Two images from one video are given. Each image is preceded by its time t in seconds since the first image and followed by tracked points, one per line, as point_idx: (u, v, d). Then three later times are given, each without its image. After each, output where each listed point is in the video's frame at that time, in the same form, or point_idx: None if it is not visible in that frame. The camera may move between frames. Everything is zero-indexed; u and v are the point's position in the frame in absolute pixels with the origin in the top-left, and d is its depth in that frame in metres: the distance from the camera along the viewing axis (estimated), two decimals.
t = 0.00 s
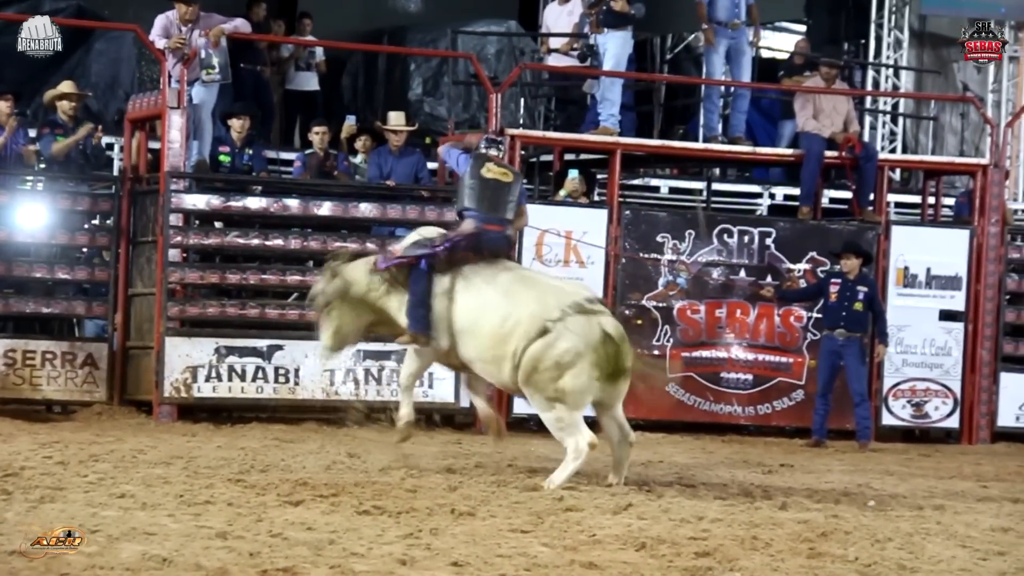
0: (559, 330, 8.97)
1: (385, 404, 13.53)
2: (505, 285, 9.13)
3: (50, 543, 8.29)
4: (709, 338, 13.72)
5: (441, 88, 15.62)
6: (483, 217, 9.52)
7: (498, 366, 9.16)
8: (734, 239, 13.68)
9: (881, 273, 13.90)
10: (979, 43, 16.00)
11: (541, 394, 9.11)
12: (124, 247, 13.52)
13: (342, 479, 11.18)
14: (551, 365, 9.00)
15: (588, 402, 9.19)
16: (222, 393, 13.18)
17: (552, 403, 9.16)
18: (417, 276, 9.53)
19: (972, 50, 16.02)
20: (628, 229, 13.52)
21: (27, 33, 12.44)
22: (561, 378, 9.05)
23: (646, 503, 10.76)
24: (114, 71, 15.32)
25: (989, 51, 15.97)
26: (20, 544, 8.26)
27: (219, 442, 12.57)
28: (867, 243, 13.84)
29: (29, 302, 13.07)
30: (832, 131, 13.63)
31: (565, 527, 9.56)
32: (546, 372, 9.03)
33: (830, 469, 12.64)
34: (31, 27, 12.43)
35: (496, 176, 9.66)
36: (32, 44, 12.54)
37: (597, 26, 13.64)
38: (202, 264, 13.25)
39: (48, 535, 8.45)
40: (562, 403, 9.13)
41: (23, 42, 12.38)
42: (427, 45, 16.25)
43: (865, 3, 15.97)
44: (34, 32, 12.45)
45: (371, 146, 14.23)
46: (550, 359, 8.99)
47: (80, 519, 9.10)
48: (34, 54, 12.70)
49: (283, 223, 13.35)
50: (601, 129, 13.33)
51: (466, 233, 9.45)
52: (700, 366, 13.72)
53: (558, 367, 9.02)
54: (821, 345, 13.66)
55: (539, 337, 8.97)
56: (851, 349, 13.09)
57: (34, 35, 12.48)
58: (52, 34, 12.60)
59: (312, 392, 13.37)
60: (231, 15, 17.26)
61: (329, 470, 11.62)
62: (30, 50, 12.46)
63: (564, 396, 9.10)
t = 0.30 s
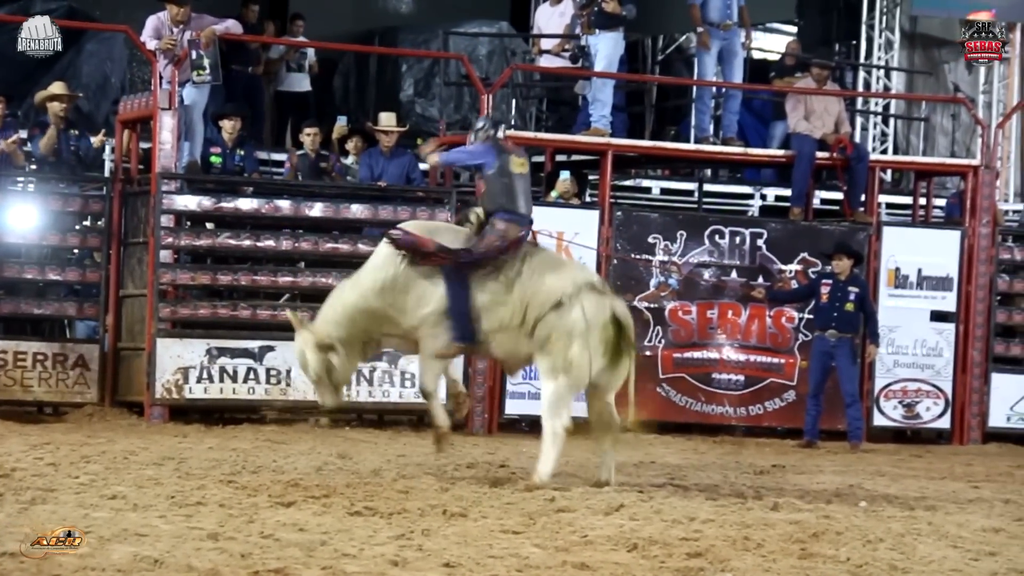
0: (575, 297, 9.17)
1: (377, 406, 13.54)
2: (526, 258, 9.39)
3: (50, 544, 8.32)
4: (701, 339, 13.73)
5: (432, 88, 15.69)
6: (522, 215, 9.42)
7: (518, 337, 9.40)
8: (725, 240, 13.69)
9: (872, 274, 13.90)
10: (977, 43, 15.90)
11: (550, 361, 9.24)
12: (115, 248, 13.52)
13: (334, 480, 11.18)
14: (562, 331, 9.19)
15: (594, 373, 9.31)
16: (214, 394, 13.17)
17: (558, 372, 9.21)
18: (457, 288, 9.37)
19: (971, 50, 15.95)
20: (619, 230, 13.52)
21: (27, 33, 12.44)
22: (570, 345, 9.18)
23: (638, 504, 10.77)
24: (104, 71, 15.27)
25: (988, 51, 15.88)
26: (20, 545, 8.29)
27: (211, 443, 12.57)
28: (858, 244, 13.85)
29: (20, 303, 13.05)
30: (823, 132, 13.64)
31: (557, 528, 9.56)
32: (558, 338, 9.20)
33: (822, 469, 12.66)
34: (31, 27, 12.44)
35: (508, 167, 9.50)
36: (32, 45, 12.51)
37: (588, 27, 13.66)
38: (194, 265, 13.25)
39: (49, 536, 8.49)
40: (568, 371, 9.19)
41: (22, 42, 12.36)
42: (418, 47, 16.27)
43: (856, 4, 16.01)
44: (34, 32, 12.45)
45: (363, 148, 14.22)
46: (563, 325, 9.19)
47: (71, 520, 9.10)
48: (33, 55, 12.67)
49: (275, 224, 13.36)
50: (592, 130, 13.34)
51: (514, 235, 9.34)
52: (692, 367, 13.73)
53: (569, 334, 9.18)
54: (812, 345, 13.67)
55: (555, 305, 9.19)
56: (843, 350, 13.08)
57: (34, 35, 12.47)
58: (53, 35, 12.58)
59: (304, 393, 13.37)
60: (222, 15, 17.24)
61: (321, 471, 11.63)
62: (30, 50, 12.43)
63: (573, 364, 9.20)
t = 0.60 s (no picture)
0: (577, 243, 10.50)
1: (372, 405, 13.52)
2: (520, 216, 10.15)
3: (50, 543, 8.28)
4: (696, 339, 13.74)
5: (427, 88, 15.59)
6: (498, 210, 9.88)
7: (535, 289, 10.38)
8: (720, 239, 13.69)
9: (867, 273, 13.92)
10: (978, 44, 15.94)
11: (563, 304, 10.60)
12: (110, 248, 13.50)
13: (329, 480, 11.17)
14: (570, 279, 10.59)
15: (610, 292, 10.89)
16: (209, 394, 13.16)
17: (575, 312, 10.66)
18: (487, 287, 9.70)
19: (972, 50, 15.98)
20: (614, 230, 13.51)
21: (27, 33, 12.34)
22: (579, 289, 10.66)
23: (633, 503, 10.76)
24: (100, 70, 15.19)
25: (988, 51, 15.89)
26: (19, 544, 8.25)
27: (206, 442, 12.56)
28: (853, 243, 13.87)
29: (14, 302, 13.03)
30: (818, 132, 13.64)
31: (552, 528, 9.55)
32: (570, 284, 10.56)
33: (816, 469, 12.66)
34: (31, 27, 12.34)
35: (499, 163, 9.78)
36: (32, 44, 12.41)
37: (584, 27, 13.65)
38: (189, 265, 13.23)
39: (49, 535, 8.45)
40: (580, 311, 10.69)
41: (22, 42, 12.27)
42: (414, 46, 16.26)
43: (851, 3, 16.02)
44: (34, 32, 12.35)
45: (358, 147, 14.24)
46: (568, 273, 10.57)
47: (66, 520, 9.09)
48: (33, 55, 12.58)
49: (270, 224, 13.35)
50: (587, 130, 13.34)
51: (497, 230, 9.74)
52: (687, 366, 13.73)
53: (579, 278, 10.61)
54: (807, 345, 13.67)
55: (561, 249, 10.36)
56: (838, 349, 13.09)
57: (34, 35, 12.36)
58: (52, 34, 12.49)
59: (298, 392, 13.36)
60: (217, 14, 17.24)
61: (316, 470, 11.62)
62: (30, 50, 12.32)
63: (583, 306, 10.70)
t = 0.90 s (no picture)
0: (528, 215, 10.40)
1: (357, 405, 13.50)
2: (480, 220, 9.77)
3: (50, 543, 8.29)
4: (680, 338, 13.75)
5: (413, 88, 15.60)
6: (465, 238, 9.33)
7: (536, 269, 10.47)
8: (705, 239, 13.69)
9: (852, 273, 13.94)
10: (977, 44, 15.76)
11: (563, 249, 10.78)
12: (94, 247, 13.48)
13: (313, 480, 11.16)
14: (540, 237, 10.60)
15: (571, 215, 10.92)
16: (193, 393, 13.14)
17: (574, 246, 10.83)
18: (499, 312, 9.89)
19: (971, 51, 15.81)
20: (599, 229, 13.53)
21: (26, 33, 12.50)
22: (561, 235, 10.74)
23: (617, 503, 10.75)
24: (84, 70, 15.17)
25: (988, 51, 15.73)
26: (21, 545, 8.25)
27: (190, 442, 12.55)
28: (838, 243, 13.87)
29: None
30: (803, 132, 13.65)
31: (536, 528, 9.54)
32: (555, 241, 10.66)
33: (801, 469, 12.67)
34: (31, 27, 12.50)
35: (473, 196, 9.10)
36: (33, 44, 12.57)
37: (569, 26, 13.64)
38: (173, 265, 13.21)
39: (49, 536, 8.46)
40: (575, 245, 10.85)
41: (22, 43, 12.46)
42: (399, 46, 16.26)
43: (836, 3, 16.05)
44: (34, 32, 12.51)
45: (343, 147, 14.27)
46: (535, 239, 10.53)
47: (49, 520, 9.07)
48: (34, 54, 12.74)
49: (255, 224, 13.34)
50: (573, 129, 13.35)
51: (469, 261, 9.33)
52: (672, 366, 13.74)
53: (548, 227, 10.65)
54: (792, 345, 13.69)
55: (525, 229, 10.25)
56: (822, 349, 13.10)
57: (34, 35, 12.54)
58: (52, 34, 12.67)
59: (283, 392, 13.33)
60: (202, 14, 17.20)
61: (300, 470, 11.61)
62: (29, 51, 12.50)
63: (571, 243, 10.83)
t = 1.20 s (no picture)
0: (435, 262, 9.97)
1: (342, 404, 13.47)
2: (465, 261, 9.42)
3: (50, 543, 8.30)
4: (665, 338, 13.76)
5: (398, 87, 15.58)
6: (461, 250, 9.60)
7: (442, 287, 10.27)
8: (689, 239, 13.72)
9: (836, 273, 13.97)
10: (979, 44, 16.02)
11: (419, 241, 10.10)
12: (78, 247, 13.44)
13: (297, 480, 11.15)
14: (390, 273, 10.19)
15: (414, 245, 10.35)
16: (178, 393, 13.13)
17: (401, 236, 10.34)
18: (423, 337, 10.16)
19: (972, 50, 16.08)
20: (584, 229, 13.51)
21: (26, 33, 12.49)
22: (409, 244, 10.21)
23: (602, 502, 10.75)
24: (68, 69, 15.14)
25: (989, 50, 15.98)
26: (21, 545, 8.27)
27: (175, 442, 12.54)
28: (822, 243, 13.92)
29: None
30: (787, 131, 13.63)
31: (521, 528, 9.52)
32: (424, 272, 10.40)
33: (785, 468, 12.70)
34: (31, 27, 12.48)
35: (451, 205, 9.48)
36: (32, 45, 12.57)
37: (553, 26, 13.68)
38: (157, 264, 13.19)
39: (48, 536, 8.49)
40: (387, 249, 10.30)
41: (22, 43, 12.44)
42: (383, 46, 16.28)
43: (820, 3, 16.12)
44: (34, 33, 12.49)
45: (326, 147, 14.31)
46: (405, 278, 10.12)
47: (33, 520, 9.06)
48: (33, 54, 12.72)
49: (240, 223, 13.32)
50: (557, 129, 13.34)
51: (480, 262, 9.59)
52: (656, 366, 13.75)
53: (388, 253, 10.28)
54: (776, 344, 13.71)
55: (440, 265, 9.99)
56: (806, 349, 13.12)
57: (34, 35, 12.51)
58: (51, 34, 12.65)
59: (268, 392, 13.30)
60: (186, 13, 17.17)
61: (284, 470, 11.61)
62: (30, 51, 12.48)
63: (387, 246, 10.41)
